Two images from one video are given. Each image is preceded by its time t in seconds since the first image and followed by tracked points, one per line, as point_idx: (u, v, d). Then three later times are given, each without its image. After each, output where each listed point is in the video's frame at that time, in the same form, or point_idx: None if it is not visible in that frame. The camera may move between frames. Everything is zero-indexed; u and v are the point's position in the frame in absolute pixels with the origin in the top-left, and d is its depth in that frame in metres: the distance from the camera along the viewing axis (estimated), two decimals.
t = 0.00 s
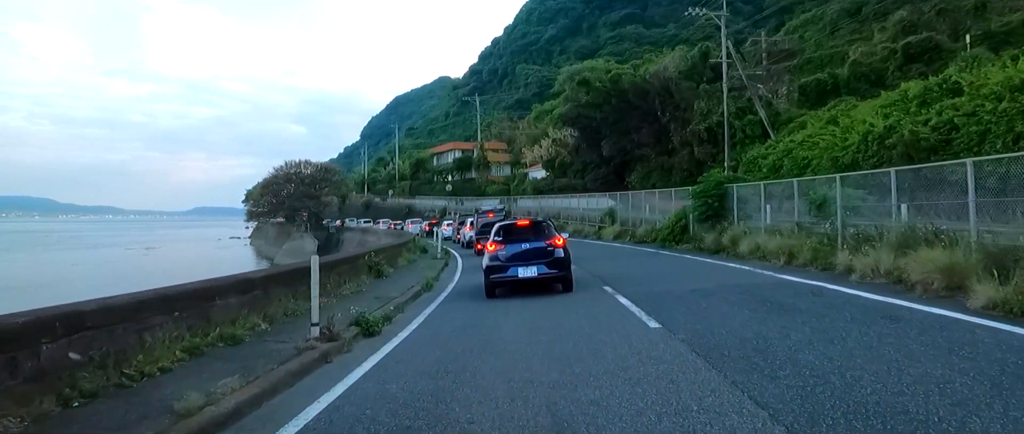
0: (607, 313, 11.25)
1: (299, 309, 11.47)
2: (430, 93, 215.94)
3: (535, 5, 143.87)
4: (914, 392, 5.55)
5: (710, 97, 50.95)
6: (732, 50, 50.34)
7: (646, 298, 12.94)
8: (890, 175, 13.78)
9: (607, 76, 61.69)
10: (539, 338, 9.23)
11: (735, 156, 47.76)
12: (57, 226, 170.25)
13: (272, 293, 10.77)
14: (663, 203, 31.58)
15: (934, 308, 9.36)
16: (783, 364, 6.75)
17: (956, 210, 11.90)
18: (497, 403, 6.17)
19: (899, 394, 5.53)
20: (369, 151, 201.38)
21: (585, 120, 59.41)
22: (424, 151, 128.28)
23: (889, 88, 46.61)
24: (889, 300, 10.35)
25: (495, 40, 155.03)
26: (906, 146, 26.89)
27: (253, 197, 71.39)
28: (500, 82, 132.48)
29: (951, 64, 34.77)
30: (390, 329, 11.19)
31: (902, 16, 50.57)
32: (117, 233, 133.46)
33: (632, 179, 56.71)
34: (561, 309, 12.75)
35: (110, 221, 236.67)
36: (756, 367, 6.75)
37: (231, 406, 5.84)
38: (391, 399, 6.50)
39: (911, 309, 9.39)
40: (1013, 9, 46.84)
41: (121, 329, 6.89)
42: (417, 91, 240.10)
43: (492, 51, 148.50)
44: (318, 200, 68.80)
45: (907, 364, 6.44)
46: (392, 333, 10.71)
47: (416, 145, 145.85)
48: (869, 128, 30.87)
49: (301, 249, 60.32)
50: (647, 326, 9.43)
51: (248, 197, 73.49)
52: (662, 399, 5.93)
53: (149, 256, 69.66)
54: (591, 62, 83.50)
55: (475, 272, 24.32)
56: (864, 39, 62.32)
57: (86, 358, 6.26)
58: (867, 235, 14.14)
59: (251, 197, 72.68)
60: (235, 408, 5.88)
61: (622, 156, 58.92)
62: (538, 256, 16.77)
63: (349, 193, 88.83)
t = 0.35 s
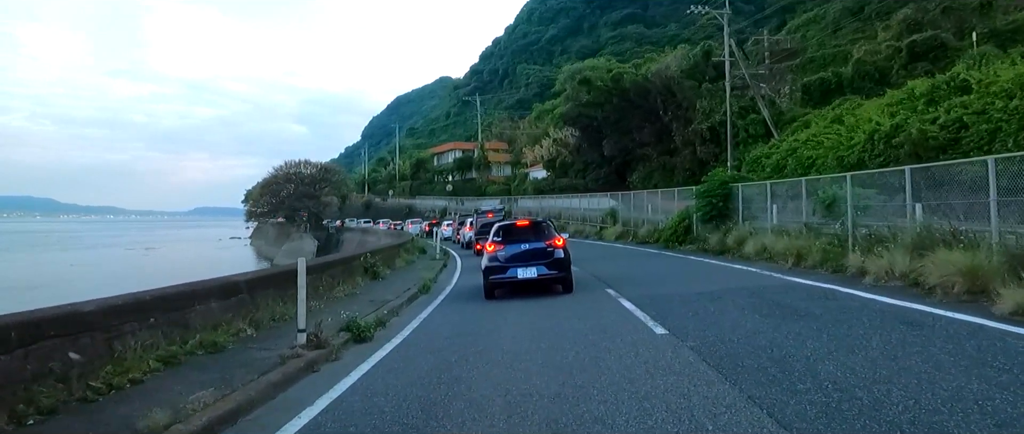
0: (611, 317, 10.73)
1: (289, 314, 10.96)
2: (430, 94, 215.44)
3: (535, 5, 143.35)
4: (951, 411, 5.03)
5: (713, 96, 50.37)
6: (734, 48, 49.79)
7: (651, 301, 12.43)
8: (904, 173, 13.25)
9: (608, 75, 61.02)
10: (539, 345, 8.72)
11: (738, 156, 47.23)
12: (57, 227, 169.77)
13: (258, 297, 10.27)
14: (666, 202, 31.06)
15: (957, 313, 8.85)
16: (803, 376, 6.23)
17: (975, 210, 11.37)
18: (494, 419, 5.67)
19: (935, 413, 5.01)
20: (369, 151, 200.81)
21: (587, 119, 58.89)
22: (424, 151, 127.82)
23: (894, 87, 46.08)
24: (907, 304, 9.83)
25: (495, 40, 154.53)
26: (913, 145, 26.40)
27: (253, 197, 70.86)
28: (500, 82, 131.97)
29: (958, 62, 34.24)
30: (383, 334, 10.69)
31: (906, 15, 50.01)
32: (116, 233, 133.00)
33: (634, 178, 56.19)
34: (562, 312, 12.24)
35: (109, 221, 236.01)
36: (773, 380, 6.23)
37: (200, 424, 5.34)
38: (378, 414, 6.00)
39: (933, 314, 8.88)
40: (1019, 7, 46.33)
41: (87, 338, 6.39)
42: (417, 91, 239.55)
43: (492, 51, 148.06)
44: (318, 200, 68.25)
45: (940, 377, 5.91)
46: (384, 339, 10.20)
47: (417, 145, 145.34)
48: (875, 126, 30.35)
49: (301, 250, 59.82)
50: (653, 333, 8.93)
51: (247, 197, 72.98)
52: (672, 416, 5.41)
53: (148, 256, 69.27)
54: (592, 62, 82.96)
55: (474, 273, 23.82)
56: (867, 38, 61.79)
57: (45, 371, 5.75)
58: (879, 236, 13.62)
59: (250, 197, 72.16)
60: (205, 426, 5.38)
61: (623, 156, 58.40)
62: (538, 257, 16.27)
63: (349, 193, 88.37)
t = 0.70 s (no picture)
0: (615, 322, 10.22)
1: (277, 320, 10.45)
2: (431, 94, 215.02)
3: (537, 5, 142.91)
4: None
5: (715, 96, 49.55)
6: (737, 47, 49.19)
7: (656, 305, 11.92)
8: (921, 172, 12.71)
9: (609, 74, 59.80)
10: (539, 353, 8.21)
11: (741, 156, 46.73)
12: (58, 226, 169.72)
13: (244, 301, 9.77)
14: (669, 203, 30.54)
15: (984, 320, 8.31)
16: (826, 391, 5.72)
17: (998, 211, 10.84)
18: None
19: None
20: (370, 152, 200.43)
21: (588, 119, 58.35)
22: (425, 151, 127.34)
23: (899, 86, 45.54)
24: (928, 309, 9.31)
25: (496, 40, 154.01)
26: (921, 144, 25.88)
27: (252, 197, 70.30)
28: (502, 82, 131.47)
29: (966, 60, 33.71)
30: (375, 340, 10.18)
31: (911, 13, 49.45)
32: (115, 233, 132.66)
33: (636, 179, 55.82)
34: (564, 317, 11.73)
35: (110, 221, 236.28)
36: (794, 394, 5.73)
37: None
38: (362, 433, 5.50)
39: (959, 321, 8.34)
40: None
41: (49, 348, 5.90)
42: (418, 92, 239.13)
43: (493, 51, 147.59)
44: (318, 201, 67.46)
45: (978, 393, 5.39)
46: (376, 346, 9.69)
47: (417, 145, 144.91)
48: (883, 125, 29.82)
49: (300, 251, 59.34)
50: (660, 341, 8.41)
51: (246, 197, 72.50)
52: None
53: (147, 256, 68.85)
54: (593, 61, 82.52)
55: (473, 274, 23.33)
56: (871, 37, 61.25)
57: None
58: (894, 238, 13.10)
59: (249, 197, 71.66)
60: None
61: (625, 156, 57.90)
62: (538, 258, 15.77)
63: (349, 193, 87.98)
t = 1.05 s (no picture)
0: (619, 327, 9.71)
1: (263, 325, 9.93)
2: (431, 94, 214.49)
3: (537, 4, 142.45)
4: None
5: (718, 94, 49.38)
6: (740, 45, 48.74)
7: (661, 309, 11.40)
8: (937, 169, 12.17)
9: (610, 72, 59.72)
10: (539, 362, 7.69)
11: (744, 155, 46.17)
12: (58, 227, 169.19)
13: (227, 306, 9.26)
14: (671, 202, 30.03)
15: (1013, 326, 7.80)
16: (854, 408, 5.20)
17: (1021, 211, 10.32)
18: None
19: None
20: (371, 152, 199.85)
21: (589, 118, 57.80)
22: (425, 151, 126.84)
23: (903, 84, 45.01)
24: (952, 314, 8.80)
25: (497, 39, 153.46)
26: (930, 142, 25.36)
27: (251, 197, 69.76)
28: (502, 81, 131.01)
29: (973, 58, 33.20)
30: (367, 346, 9.67)
31: (915, 11, 48.86)
32: (115, 233, 132.12)
33: (637, 178, 55.20)
34: (565, 320, 11.22)
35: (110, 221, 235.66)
36: (818, 411, 5.21)
37: None
38: None
39: (987, 326, 7.81)
40: None
41: (3, 359, 5.41)
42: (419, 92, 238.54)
43: (494, 51, 147.11)
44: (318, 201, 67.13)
45: None
46: (366, 353, 9.20)
47: (418, 145, 144.38)
48: (889, 123, 29.30)
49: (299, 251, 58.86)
50: (667, 348, 7.91)
51: (245, 197, 71.97)
52: None
53: (146, 256, 68.34)
54: (594, 60, 82.05)
55: (472, 275, 22.81)
56: (874, 36, 60.71)
57: None
58: (908, 238, 12.59)
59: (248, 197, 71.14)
60: None
61: (626, 155, 57.32)
62: (537, 259, 15.28)
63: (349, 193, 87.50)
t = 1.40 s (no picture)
0: (625, 333, 9.22)
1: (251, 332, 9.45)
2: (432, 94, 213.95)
3: (539, 4, 141.94)
4: None
5: (721, 93, 49.06)
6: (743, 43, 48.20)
7: (668, 311, 10.90)
8: (954, 167, 11.66)
9: (612, 70, 59.19)
10: (539, 372, 7.20)
11: (747, 154, 45.65)
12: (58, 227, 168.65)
13: (212, 311, 8.79)
14: (674, 202, 29.54)
15: None
16: (884, 428, 4.71)
17: None
18: None
19: None
20: (371, 152, 199.33)
21: (590, 117, 57.27)
22: (425, 150, 126.38)
23: (909, 82, 44.50)
24: (977, 319, 8.31)
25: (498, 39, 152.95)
26: (938, 141, 24.88)
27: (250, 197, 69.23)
28: (503, 81, 130.48)
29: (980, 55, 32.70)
30: (359, 351, 9.20)
31: (920, 9, 48.31)
32: (117, 233, 131.71)
33: (638, 178, 54.69)
34: (567, 323, 10.75)
35: (110, 221, 235.11)
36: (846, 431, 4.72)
37: None
38: None
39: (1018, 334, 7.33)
40: None
41: None
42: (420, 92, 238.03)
43: (495, 50, 146.60)
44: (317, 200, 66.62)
45: None
46: (357, 359, 8.72)
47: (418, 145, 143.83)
48: (896, 121, 28.82)
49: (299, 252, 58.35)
50: (676, 357, 7.43)
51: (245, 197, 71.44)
52: None
53: (146, 256, 67.80)
54: (596, 59, 81.46)
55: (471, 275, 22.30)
56: (877, 34, 60.20)
57: None
58: (924, 239, 12.09)
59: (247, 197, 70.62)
60: None
61: (628, 154, 56.91)
62: (537, 259, 14.80)
63: (349, 193, 87.05)
